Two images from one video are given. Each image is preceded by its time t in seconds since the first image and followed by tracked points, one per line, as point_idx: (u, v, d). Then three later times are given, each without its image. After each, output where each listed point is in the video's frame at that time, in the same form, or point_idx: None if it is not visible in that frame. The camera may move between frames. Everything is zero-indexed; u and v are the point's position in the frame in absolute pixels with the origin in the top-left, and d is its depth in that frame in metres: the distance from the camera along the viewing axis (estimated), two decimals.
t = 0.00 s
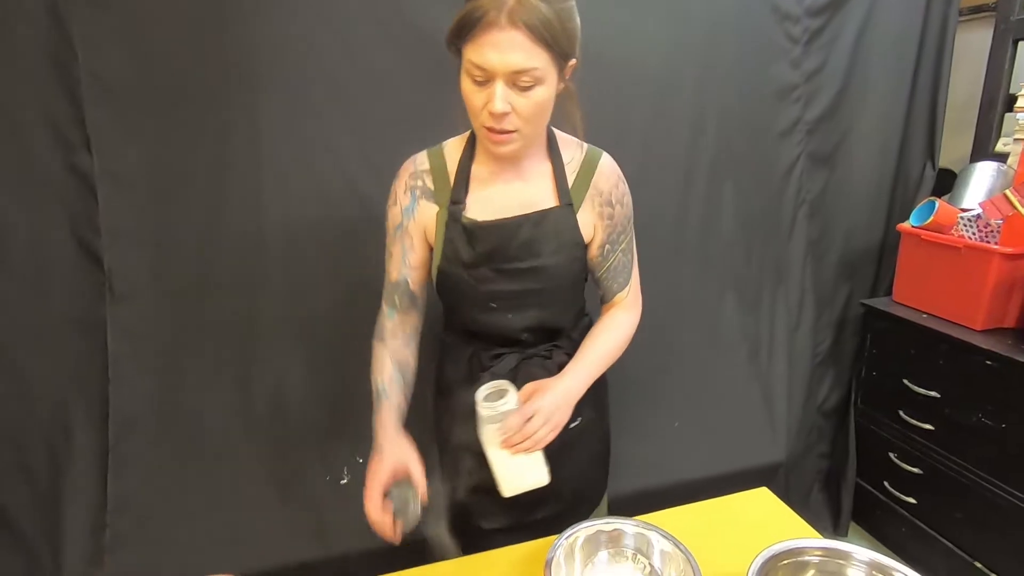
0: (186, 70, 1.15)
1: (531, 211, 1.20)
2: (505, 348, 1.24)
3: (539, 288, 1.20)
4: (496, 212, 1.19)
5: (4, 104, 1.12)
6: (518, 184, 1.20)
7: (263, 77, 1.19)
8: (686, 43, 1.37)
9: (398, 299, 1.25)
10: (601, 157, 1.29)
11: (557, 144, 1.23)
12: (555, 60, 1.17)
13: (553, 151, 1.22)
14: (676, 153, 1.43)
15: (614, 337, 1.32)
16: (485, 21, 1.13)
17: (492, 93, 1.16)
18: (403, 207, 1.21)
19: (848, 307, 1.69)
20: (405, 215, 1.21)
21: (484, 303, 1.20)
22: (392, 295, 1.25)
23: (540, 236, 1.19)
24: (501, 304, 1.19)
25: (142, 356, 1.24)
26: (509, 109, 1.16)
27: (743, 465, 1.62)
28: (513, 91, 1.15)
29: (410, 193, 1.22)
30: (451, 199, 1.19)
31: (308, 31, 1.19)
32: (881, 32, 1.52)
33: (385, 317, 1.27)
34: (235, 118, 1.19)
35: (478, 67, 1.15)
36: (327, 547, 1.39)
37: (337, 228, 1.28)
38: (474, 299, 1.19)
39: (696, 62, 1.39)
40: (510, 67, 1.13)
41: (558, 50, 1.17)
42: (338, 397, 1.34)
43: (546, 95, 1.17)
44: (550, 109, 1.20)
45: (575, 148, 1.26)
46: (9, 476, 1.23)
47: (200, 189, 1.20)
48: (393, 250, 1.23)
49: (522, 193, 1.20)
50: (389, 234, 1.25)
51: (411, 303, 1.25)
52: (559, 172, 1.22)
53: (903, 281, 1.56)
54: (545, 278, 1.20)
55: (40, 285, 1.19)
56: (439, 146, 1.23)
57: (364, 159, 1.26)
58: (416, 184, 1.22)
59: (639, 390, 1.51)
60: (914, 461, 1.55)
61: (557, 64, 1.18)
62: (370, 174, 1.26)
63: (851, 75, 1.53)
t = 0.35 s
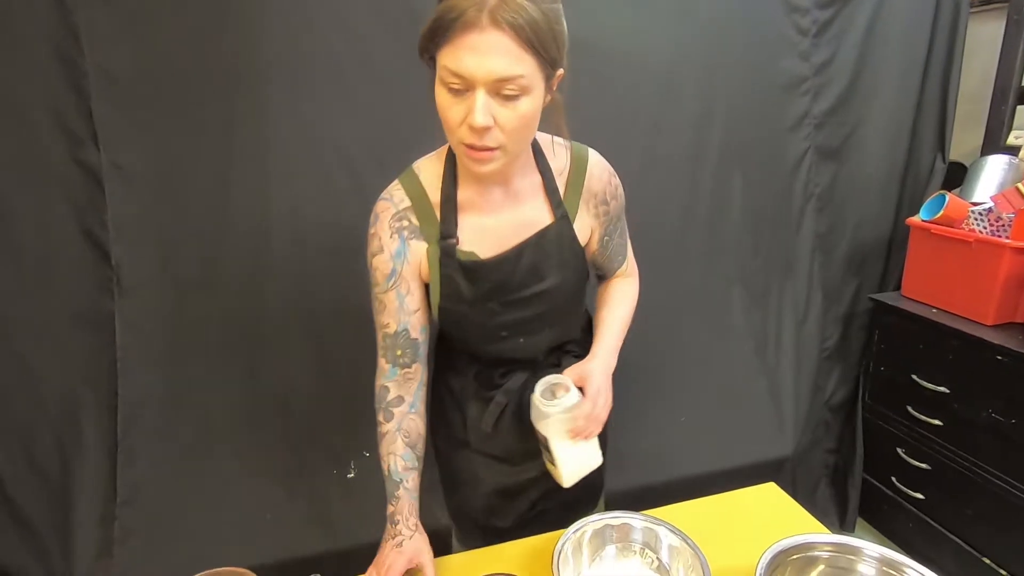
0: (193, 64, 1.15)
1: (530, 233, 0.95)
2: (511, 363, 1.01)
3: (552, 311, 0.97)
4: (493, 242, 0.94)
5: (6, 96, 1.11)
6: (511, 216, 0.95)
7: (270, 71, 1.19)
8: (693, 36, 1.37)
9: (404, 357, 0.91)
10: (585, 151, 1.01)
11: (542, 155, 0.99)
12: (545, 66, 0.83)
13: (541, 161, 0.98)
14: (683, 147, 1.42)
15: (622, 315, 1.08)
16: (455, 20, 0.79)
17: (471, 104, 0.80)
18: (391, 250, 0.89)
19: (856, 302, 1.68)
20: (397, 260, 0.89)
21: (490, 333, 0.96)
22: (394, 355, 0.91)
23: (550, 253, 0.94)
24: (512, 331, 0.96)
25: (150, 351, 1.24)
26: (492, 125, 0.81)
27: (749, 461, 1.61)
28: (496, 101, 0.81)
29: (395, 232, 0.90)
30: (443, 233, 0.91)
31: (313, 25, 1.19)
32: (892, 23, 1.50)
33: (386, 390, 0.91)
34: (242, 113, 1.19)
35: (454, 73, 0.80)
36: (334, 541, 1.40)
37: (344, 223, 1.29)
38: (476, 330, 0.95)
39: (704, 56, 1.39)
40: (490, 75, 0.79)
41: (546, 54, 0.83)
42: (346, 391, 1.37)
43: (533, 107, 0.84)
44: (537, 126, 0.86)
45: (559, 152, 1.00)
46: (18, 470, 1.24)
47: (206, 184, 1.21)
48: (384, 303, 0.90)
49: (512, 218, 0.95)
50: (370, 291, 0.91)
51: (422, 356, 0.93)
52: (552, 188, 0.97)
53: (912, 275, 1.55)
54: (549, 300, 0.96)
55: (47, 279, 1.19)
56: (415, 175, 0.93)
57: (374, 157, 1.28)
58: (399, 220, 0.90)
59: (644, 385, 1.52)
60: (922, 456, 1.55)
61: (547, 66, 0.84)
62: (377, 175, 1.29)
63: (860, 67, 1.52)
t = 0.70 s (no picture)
0: (194, 63, 1.15)
1: (508, 274, 1.07)
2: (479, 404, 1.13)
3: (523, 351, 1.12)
4: (472, 287, 1.05)
5: (11, 95, 1.11)
6: (485, 251, 1.05)
7: (272, 69, 1.19)
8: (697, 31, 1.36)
9: (329, 414, 0.97)
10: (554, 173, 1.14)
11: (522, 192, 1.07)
12: (520, 91, 0.96)
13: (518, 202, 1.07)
14: (687, 143, 1.41)
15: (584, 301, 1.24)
16: (426, 41, 0.90)
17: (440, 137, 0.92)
18: (341, 300, 0.95)
19: (861, 299, 1.67)
20: (345, 312, 0.96)
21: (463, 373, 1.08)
22: (310, 435, 0.96)
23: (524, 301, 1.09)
24: (488, 372, 1.09)
25: (153, 348, 1.25)
26: (465, 159, 0.94)
27: (752, 458, 1.61)
28: (469, 134, 0.93)
29: (349, 285, 0.96)
30: (404, 288, 0.99)
31: (314, 22, 1.19)
32: (898, 18, 1.49)
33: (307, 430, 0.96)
34: (243, 111, 1.20)
35: (424, 110, 0.92)
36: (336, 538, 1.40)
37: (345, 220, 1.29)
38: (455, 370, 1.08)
39: (708, 51, 1.38)
40: (463, 107, 0.91)
41: (524, 78, 0.95)
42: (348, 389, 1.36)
43: (504, 142, 0.96)
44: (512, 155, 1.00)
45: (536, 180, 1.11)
46: (24, 465, 1.24)
47: (208, 182, 1.21)
48: (322, 350, 0.96)
49: (486, 260, 1.05)
50: (311, 332, 0.97)
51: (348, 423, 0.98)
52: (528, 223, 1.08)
53: (918, 272, 1.54)
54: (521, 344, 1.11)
55: (51, 276, 1.19)
56: (373, 208, 1.00)
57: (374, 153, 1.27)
58: (354, 273, 0.96)
59: (648, 383, 1.51)
60: (928, 454, 1.54)
61: (524, 95, 0.97)
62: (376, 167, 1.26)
63: (866, 63, 1.51)
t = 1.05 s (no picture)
0: (200, 62, 1.16)
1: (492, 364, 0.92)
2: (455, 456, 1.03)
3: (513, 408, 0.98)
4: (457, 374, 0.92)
5: (17, 92, 1.11)
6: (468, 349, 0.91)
7: (277, 68, 1.20)
8: (699, 29, 1.35)
9: None
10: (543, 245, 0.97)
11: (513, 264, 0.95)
12: (512, 203, 0.72)
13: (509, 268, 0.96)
14: (692, 141, 1.41)
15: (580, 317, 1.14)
16: (387, 151, 0.66)
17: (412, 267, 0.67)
18: (325, 421, 0.76)
19: (866, 298, 1.67)
20: (329, 435, 0.76)
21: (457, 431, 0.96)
22: None
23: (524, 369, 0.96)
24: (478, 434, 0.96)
25: (158, 346, 1.25)
26: (445, 288, 0.69)
27: (760, 460, 1.60)
28: (449, 258, 0.69)
29: (332, 400, 0.77)
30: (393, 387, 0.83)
31: (319, 21, 1.19)
32: (905, 16, 1.49)
33: None
34: (250, 109, 1.20)
35: (385, 229, 0.67)
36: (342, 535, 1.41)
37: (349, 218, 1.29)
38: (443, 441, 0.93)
39: (712, 50, 1.37)
40: (438, 228, 0.66)
41: (519, 188, 0.72)
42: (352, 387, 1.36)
43: (498, 258, 0.73)
44: (504, 276, 0.76)
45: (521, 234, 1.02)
46: (29, 465, 1.24)
47: (214, 181, 1.21)
48: (291, 493, 0.73)
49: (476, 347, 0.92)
50: (272, 475, 0.74)
51: None
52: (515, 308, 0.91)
53: (924, 272, 1.53)
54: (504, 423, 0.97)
55: (57, 275, 1.20)
56: (345, 314, 0.79)
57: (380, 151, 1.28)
58: (338, 386, 0.77)
59: (652, 382, 1.51)
60: (934, 454, 1.53)
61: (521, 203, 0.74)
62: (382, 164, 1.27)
63: (872, 60, 1.50)
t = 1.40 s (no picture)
0: (201, 62, 1.16)
1: (478, 355, 0.94)
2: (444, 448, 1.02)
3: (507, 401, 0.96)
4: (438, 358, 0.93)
5: (18, 92, 1.11)
6: (458, 336, 0.93)
7: (278, 68, 1.20)
8: (700, 30, 1.35)
9: (308, 530, 0.75)
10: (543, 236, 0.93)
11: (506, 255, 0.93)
12: (524, 178, 0.72)
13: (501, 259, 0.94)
14: (693, 141, 1.41)
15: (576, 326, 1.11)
16: (405, 126, 0.65)
17: (425, 241, 0.68)
18: (308, 376, 0.77)
19: (867, 298, 1.67)
20: (313, 389, 0.77)
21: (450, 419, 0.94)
22: (292, 541, 0.74)
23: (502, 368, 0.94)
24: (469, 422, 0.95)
25: (159, 346, 1.25)
26: (455, 260, 0.69)
27: (760, 459, 1.60)
28: (460, 230, 0.69)
29: (314, 356, 0.78)
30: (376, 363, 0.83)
31: (320, 22, 1.20)
32: (905, 16, 1.48)
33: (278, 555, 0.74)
34: (251, 110, 1.20)
35: (398, 198, 0.67)
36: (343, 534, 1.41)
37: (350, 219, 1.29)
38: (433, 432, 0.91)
39: (713, 50, 1.37)
40: (453, 196, 0.66)
41: (531, 163, 0.72)
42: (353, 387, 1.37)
43: (507, 232, 0.72)
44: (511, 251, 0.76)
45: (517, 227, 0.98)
46: (29, 464, 1.24)
47: (214, 181, 1.21)
48: (281, 446, 0.75)
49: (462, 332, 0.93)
50: (264, 430, 0.76)
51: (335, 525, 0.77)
52: (505, 296, 0.92)
53: (925, 272, 1.53)
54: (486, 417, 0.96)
55: (58, 275, 1.20)
56: (336, 276, 0.80)
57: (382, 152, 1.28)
58: (319, 342, 0.78)
59: (653, 382, 1.51)
60: (934, 455, 1.53)
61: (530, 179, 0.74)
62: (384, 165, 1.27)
63: (873, 60, 1.50)
